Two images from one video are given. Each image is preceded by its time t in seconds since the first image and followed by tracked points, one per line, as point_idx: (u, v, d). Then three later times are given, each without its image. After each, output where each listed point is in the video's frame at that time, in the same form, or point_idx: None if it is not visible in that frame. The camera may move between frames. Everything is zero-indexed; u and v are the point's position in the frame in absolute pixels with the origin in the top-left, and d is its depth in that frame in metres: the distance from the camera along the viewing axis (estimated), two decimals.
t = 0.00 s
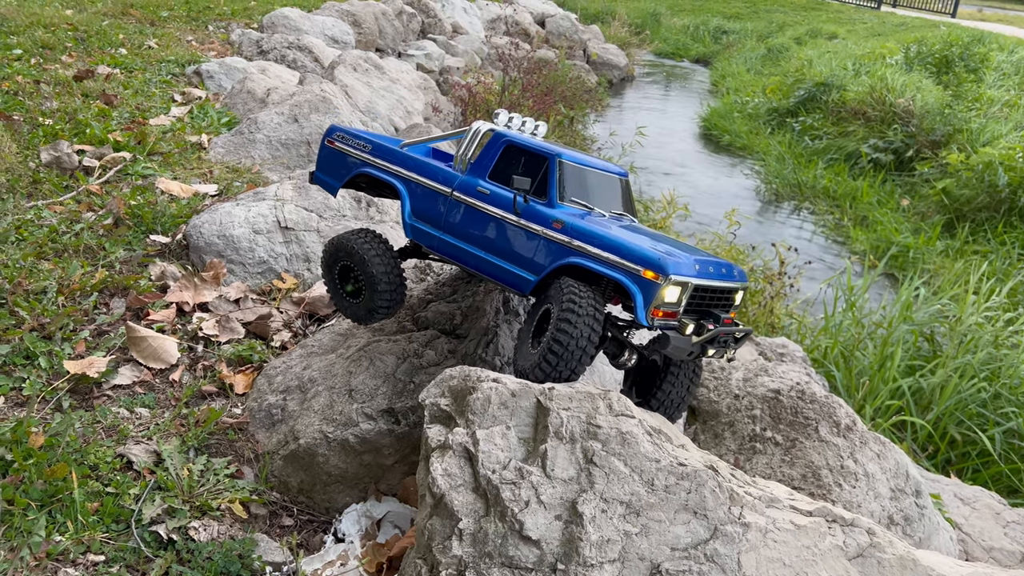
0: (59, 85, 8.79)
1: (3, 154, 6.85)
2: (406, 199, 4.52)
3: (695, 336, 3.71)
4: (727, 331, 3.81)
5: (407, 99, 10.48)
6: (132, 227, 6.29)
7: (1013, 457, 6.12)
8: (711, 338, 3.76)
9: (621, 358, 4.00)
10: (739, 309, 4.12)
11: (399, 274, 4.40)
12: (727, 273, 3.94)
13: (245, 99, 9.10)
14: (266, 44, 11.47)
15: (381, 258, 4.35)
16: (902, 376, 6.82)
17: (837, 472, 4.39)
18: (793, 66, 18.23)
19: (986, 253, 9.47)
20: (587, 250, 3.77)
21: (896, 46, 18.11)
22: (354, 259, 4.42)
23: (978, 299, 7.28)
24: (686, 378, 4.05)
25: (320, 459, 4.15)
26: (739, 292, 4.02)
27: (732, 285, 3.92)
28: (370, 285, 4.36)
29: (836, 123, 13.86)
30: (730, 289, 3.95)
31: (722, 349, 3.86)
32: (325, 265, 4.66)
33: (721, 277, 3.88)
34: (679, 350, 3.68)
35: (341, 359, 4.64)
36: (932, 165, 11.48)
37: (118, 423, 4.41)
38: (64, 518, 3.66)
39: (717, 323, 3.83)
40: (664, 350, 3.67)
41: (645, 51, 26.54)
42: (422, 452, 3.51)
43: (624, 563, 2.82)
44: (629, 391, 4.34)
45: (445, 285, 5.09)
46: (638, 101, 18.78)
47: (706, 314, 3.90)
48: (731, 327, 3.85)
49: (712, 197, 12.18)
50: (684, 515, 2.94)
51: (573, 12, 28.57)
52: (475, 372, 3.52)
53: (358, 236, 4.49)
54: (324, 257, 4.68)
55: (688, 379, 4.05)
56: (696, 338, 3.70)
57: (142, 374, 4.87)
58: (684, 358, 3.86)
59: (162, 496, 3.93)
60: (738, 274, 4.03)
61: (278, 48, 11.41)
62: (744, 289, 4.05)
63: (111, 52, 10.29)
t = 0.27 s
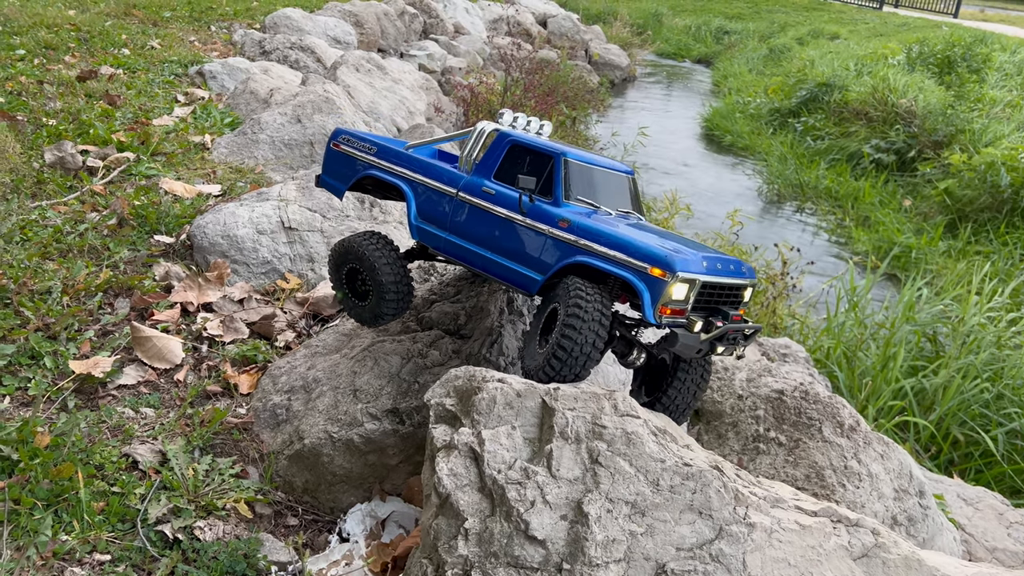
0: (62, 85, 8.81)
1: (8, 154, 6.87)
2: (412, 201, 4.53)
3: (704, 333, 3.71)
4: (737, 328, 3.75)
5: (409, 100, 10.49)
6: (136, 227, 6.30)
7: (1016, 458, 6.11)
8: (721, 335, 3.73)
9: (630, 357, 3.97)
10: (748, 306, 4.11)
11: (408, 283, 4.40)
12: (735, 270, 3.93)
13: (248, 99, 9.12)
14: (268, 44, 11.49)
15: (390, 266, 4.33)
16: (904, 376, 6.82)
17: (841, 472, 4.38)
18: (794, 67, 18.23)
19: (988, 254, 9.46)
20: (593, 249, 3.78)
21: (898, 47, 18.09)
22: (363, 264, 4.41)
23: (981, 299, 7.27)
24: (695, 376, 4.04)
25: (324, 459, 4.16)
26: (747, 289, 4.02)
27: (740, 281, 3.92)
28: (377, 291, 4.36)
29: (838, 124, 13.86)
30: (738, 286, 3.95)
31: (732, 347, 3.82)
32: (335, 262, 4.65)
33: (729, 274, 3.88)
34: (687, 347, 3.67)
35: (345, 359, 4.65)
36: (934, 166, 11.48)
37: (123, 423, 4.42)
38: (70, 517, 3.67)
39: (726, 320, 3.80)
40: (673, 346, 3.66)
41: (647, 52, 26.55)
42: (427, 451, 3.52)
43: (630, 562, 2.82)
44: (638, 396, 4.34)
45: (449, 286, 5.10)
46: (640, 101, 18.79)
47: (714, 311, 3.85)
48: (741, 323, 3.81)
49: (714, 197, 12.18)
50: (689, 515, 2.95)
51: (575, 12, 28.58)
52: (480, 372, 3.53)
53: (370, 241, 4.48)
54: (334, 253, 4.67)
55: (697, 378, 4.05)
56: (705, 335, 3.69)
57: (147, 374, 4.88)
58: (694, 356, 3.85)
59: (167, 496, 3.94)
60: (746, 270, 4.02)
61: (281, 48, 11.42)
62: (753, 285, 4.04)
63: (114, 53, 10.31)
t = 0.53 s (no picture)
0: (65, 85, 8.83)
1: (11, 154, 6.88)
2: (416, 201, 4.54)
3: (710, 332, 3.68)
4: (744, 326, 3.69)
5: (411, 100, 10.50)
6: (139, 227, 6.31)
7: (1019, 458, 6.11)
8: (728, 334, 3.69)
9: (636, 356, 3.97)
10: (756, 304, 4.09)
11: (414, 292, 4.40)
12: (742, 268, 3.91)
13: (251, 100, 9.12)
14: (271, 44, 11.50)
15: (398, 275, 4.32)
16: (906, 376, 6.82)
17: (844, 472, 4.38)
18: (796, 67, 18.23)
19: (990, 254, 9.45)
20: (598, 247, 3.77)
21: (900, 47, 18.08)
22: (371, 269, 4.38)
23: (983, 299, 7.27)
24: (701, 377, 4.03)
25: (327, 459, 4.16)
26: (755, 287, 3.99)
27: (748, 279, 3.89)
28: (383, 297, 4.37)
29: (840, 124, 13.85)
30: (746, 284, 3.92)
31: (739, 345, 3.75)
32: (341, 258, 4.61)
33: (736, 271, 3.86)
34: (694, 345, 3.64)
35: (348, 359, 4.67)
36: (936, 166, 11.47)
37: (126, 423, 4.43)
38: (74, 516, 3.68)
39: (732, 318, 3.77)
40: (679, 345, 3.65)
41: (649, 52, 26.56)
42: (430, 451, 3.53)
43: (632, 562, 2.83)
44: (643, 397, 4.34)
45: (452, 286, 5.11)
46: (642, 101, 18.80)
47: (721, 309, 3.84)
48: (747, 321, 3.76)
49: (716, 197, 12.18)
50: (692, 515, 2.95)
51: (576, 13, 28.59)
52: (483, 371, 3.54)
53: (379, 244, 4.44)
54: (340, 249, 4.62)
55: (703, 379, 4.03)
56: (711, 334, 3.67)
57: (150, 374, 4.89)
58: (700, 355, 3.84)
59: (171, 496, 3.95)
60: (754, 268, 4.00)
61: (283, 48, 11.43)
62: (761, 282, 4.01)
63: (117, 53, 10.32)
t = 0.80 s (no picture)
0: (67, 85, 8.84)
1: (13, 154, 6.89)
2: (420, 202, 4.54)
3: (715, 331, 3.67)
4: (750, 325, 3.71)
5: (413, 100, 10.50)
6: (141, 227, 6.32)
7: (1022, 459, 6.09)
8: (734, 332, 3.69)
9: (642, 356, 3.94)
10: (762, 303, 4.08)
11: (418, 300, 4.41)
12: (748, 266, 3.90)
13: (252, 99, 9.13)
14: (272, 44, 11.50)
15: (405, 286, 4.32)
16: (908, 377, 6.81)
17: (846, 474, 4.37)
18: (798, 67, 18.22)
19: (992, 255, 9.44)
20: (602, 247, 3.76)
21: (903, 47, 18.06)
22: (378, 276, 4.37)
23: (985, 300, 7.27)
24: (708, 378, 4.03)
25: (329, 459, 4.16)
26: (761, 285, 3.98)
27: (753, 278, 3.88)
28: (387, 302, 4.37)
29: (842, 124, 13.85)
30: (751, 282, 3.91)
31: (745, 343, 3.78)
32: (348, 256, 4.58)
33: (742, 270, 3.85)
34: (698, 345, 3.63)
35: (350, 359, 4.67)
36: (938, 166, 11.46)
37: (128, 423, 4.43)
38: (76, 516, 3.68)
39: (738, 317, 3.77)
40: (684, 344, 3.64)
41: (651, 52, 26.56)
42: (432, 451, 3.52)
43: (635, 563, 2.82)
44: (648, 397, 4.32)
45: (454, 286, 5.11)
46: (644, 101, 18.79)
47: (727, 308, 3.83)
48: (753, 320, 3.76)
49: (718, 197, 12.18)
50: (695, 516, 2.94)
51: (578, 13, 28.58)
52: (485, 372, 3.55)
53: (388, 250, 4.41)
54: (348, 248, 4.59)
55: (710, 380, 4.03)
56: (717, 332, 3.66)
57: (151, 374, 4.89)
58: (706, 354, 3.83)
59: (172, 496, 3.95)
60: (760, 266, 3.99)
61: (284, 48, 11.44)
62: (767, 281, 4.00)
63: (119, 53, 10.33)
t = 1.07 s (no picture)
0: (68, 85, 8.84)
1: (15, 153, 6.90)
2: (423, 202, 4.54)
3: (720, 329, 3.65)
4: (755, 323, 3.69)
5: (414, 100, 10.50)
6: (142, 226, 6.32)
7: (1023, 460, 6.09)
8: (738, 331, 3.68)
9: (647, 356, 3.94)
10: (768, 301, 4.06)
11: (421, 308, 4.42)
12: (753, 264, 3.87)
13: (254, 99, 9.13)
14: (274, 44, 11.50)
15: (409, 295, 4.32)
16: (910, 378, 6.80)
17: (846, 474, 4.37)
18: (800, 67, 18.21)
19: (994, 255, 9.44)
20: (605, 246, 3.75)
21: (905, 47, 18.05)
22: (383, 281, 4.36)
23: (987, 300, 7.26)
24: (714, 377, 4.00)
25: (329, 459, 4.16)
26: (766, 283, 3.96)
27: (758, 275, 3.85)
28: (390, 309, 4.38)
29: (843, 124, 13.84)
30: (756, 280, 3.89)
31: (751, 342, 3.75)
32: (355, 254, 4.55)
33: (747, 268, 3.82)
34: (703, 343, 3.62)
35: (350, 359, 4.67)
36: (940, 167, 11.45)
37: (129, 422, 4.43)
38: (77, 516, 3.68)
39: (743, 315, 3.74)
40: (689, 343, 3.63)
41: (652, 52, 26.57)
42: (432, 451, 3.53)
43: (635, 564, 2.82)
44: (655, 399, 4.32)
45: (454, 286, 5.11)
46: (645, 101, 18.79)
47: (731, 306, 3.81)
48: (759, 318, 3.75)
49: (719, 198, 12.17)
50: (695, 517, 2.94)
51: (580, 13, 28.58)
52: (485, 373, 3.55)
53: (394, 256, 4.37)
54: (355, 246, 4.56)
55: (717, 378, 4.00)
56: (722, 331, 3.65)
57: (152, 374, 4.89)
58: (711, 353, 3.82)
59: (173, 496, 3.95)
60: (765, 264, 3.96)
61: (286, 48, 11.44)
62: (772, 279, 3.98)
63: (120, 52, 10.33)
